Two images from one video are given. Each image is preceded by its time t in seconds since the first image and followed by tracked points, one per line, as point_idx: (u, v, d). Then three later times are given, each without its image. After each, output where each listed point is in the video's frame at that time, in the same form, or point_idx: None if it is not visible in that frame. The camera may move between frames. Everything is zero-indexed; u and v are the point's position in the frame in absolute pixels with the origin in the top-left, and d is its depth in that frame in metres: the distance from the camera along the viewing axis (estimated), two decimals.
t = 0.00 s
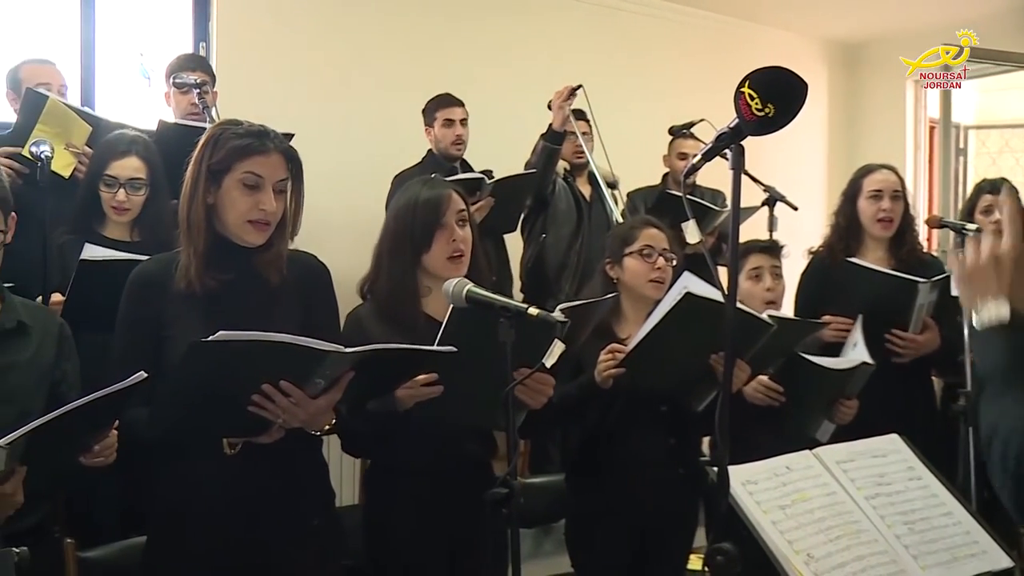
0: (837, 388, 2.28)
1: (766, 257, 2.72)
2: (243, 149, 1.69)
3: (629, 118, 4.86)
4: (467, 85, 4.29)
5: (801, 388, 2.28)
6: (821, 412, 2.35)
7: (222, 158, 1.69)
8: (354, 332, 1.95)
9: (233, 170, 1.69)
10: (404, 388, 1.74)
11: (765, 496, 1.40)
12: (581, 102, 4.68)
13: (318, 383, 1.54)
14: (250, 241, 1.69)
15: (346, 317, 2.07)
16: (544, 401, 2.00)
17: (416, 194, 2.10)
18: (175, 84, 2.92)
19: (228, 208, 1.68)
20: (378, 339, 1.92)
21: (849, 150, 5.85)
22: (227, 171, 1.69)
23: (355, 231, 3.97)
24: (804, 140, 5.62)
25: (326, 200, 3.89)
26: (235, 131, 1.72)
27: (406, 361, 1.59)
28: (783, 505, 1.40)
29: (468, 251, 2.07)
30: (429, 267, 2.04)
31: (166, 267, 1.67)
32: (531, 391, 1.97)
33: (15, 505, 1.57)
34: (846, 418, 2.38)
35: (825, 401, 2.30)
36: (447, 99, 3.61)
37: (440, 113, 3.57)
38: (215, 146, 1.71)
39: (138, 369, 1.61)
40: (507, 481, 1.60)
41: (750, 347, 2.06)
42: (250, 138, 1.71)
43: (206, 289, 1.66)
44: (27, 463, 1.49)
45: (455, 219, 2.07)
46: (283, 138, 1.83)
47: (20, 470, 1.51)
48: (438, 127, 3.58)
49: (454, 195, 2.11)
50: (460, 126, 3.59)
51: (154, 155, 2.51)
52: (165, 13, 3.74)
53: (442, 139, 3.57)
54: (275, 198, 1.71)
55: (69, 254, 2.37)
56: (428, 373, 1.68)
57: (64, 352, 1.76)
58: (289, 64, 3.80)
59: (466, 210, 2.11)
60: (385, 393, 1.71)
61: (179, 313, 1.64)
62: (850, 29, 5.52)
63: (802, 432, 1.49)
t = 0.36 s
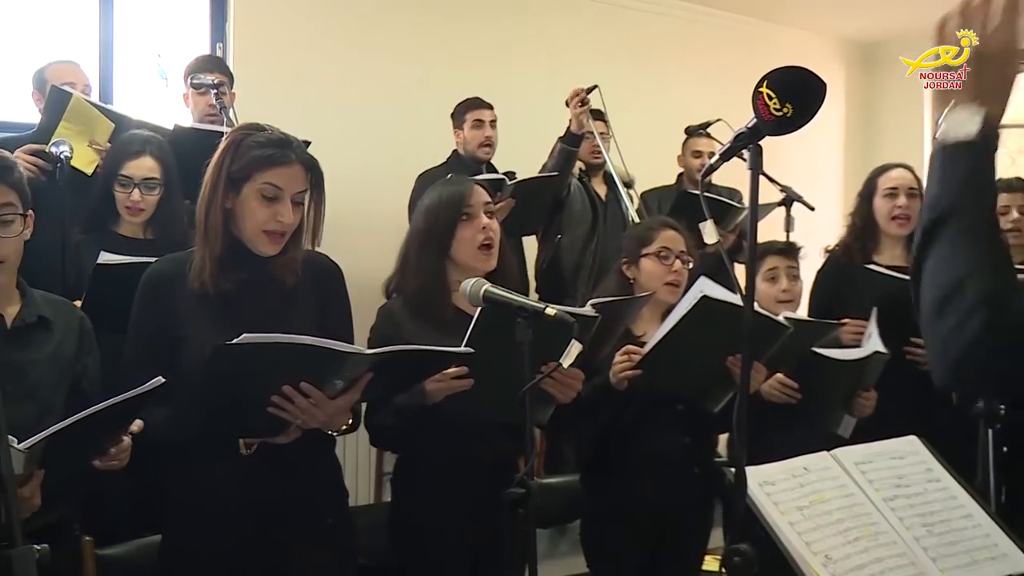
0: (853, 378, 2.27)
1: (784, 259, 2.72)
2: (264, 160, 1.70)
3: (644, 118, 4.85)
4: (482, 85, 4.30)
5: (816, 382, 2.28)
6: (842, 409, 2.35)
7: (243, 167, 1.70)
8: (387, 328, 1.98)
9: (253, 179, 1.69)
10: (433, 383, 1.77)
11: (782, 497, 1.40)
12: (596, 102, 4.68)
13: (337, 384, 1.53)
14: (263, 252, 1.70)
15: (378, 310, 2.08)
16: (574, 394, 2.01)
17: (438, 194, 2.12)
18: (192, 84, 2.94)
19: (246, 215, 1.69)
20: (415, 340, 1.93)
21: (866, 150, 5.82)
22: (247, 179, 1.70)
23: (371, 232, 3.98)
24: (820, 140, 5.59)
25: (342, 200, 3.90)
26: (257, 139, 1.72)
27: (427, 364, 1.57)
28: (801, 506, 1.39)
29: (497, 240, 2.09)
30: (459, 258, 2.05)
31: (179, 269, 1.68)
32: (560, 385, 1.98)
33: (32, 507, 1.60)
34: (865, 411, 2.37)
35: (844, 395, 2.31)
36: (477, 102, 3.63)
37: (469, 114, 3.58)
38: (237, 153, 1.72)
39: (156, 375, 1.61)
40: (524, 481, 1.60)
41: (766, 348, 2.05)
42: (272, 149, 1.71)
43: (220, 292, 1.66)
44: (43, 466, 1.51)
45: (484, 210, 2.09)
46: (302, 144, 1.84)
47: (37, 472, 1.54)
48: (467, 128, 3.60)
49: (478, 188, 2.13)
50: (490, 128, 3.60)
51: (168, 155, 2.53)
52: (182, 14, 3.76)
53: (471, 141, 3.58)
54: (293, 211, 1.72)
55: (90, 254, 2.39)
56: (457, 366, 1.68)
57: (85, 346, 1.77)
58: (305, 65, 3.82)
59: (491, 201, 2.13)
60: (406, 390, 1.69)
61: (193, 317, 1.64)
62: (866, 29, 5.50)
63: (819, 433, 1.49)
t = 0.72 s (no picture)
0: (866, 388, 2.28)
1: (809, 267, 2.71)
2: (283, 156, 1.70)
3: (659, 118, 4.85)
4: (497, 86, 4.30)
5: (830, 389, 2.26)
6: (853, 417, 2.36)
7: (262, 164, 1.71)
8: (412, 329, 1.99)
9: (271, 176, 1.70)
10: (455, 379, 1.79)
11: (801, 498, 1.39)
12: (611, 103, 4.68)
13: (360, 386, 1.53)
14: (282, 247, 1.71)
15: (403, 311, 2.09)
16: (596, 401, 2.01)
17: (464, 197, 2.12)
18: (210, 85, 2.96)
19: (265, 212, 1.70)
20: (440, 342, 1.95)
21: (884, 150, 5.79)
22: (265, 176, 1.70)
23: (386, 232, 3.99)
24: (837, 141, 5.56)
25: (358, 200, 3.92)
26: (276, 136, 1.73)
27: (447, 366, 1.56)
28: (819, 508, 1.39)
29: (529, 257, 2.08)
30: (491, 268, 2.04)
31: (199, 267, 1.69)
32: (584, 391, 1.98)
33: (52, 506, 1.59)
34: (875, 420, 2.41)
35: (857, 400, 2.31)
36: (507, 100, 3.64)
37: (501, 113, 3.59)
38: (256, 149, 1.72)
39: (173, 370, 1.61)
40: (541, 482, 1.60)
41: (783, 352, 2.04)
42: (291, 146, 1.72)
43: (239, 289, 1.67)
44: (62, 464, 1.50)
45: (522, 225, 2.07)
46: (322, 142, 1.85)
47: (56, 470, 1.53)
48: (499, 126, 3.61)
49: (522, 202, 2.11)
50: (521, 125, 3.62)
51: (184, 155, 2.54)
52: (199, 15, 3.78)
53: (504, 136, 3.59)
54: (312, 207, 1.73)
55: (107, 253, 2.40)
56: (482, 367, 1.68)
57: (106, 348, 1.79)
58: (321, 65, 3.83)
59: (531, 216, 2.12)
60: (429, 391, 1.69)
61: (212, 314, 1.64)
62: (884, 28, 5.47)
63: (837, 434, 1.48)
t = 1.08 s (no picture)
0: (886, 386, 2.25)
1: (820, 256, 2.69)
2: (304, 156, 1.71)
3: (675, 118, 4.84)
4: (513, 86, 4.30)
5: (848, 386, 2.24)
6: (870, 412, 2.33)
7: (283, 164, 1.71)
8: (427, 329, 1.99)
9: (292, 176, 1.71)
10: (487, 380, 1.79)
11: (819, 500, 1.39)
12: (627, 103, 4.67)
13: (377, 388, 1.53)
14: (303, 248, 1.71)
15: (420, 309, 2.09)
16: (615, 402, 2.01)
17: (485, 197, 2.10)
18: (228, 86, 2.97)
19: (286, 212, 1.70)
20: (459, 343, 1.94)
21: (902, 150, 5.75)
22: (286, 176, 1.71)
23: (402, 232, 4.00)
24: (855, 141, 5.54)
25: (374, 200, 3.93)
26: (297, 136, 1.74)
27: (465, 368, 1.56)
28: (836, 509, 1.38)
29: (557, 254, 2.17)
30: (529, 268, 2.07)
31: (219, 268, 1.68)
32: (603, 392, 1.98)
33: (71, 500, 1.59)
34: (896, 418, 2.34)
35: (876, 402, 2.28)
36: (522, 103, 3.64)
37: (512, 117, 3.61)
38: (277, 150, 1.73)
39: (186, 356, 1.61)
40: (557, 482, 1.60)
41: (801, 352, 2.02)
42: (311, 146, 1.72)
43: (260, 290, 1.68)
44: (82, 456, 1.50)
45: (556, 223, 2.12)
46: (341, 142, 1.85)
47: (76, 463, 1.53)
48: (510, 131, 3.62)
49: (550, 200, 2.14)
50: (531, 133, 3.61)
51: (204, 154, 2.56)
52: (216, 16, 3.79)
53: (513, 142, 3.60)
54: (333, 207, 1.73)
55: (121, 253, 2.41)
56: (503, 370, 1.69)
57: (125, 347, 1.80)
58: (337, 66, 3.85)
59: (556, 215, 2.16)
60: (451, 391, 1.68)
61: (233, 314, 1.65)
62: (901, 27, 5.45)
63: (855, 435, 1.47)
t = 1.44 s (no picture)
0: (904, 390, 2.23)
1: (840, 263, 2.69)
2: (326, 158, 1.72)
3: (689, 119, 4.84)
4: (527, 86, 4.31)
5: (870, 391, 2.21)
6: (889, 415, 2.27)
7: (306, 166, 1.72)
8: (444, 328, 2.00)
9: (314, 178, 1.71)
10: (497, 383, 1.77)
11: (835, 501, 1.38)
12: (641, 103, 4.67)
13: (388, 388, 1.53)
14: (325, 250, 1.72)
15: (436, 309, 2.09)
16: (627, 404, 1.99)
17: (500, 198, 2.10)
18: (244, 86, 2.99)
19: (308, 213, 1.71)
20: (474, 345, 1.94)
21: (918, 150, 5.72)
22: (309, 178, 1.72)
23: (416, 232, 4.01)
24: (871, 141, 5.51)
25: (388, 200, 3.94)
26: (320, 138, 1.74)
27: (480, 367, 1.56)
28: (853, 511, 1.38)
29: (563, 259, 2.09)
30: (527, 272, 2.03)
31: (241, 268, 1.70)
32: (616, 396, 1.97)
33: (90, 496, 1.57)
34: (918, 419, 2.28)
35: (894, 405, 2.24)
36: (527, 102, 3.64)
37: (519, 116, 3.60)
38: (300, 152, 1.73)
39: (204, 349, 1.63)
40: (573, 483, 1.60)
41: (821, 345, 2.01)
42: (334, 149, 1.73)
43: (282, 290, 1.68)
44: (101, 452, 1.49)
45: (558, 227, 2.07)
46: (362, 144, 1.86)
47: (94, 458, 1.50)
48: (517, 130, 3.61)
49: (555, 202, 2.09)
50: (537, 131, 3.61)
51: (223, 154, 2.59)
52: (232, 16, 3.81)
53: (520, 141, 3.60)
54: (355, 209, 1.74)
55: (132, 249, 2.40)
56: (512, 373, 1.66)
57: (141, 348, 1.81)
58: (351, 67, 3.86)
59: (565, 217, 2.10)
60: (467, 391, 1.69)
61: (254, 313, 1.66)
62: (917, 27, 5.42)
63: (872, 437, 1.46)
